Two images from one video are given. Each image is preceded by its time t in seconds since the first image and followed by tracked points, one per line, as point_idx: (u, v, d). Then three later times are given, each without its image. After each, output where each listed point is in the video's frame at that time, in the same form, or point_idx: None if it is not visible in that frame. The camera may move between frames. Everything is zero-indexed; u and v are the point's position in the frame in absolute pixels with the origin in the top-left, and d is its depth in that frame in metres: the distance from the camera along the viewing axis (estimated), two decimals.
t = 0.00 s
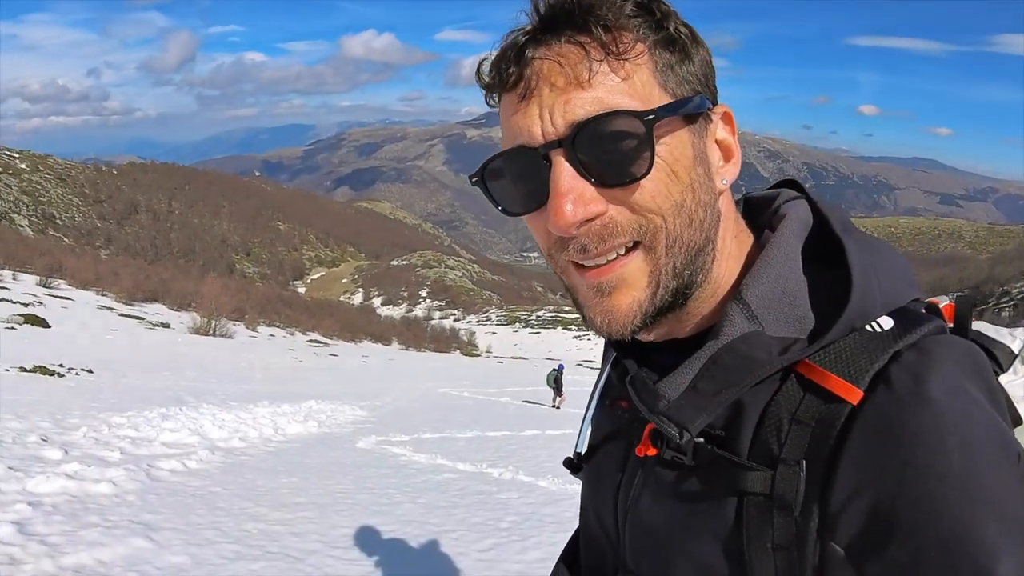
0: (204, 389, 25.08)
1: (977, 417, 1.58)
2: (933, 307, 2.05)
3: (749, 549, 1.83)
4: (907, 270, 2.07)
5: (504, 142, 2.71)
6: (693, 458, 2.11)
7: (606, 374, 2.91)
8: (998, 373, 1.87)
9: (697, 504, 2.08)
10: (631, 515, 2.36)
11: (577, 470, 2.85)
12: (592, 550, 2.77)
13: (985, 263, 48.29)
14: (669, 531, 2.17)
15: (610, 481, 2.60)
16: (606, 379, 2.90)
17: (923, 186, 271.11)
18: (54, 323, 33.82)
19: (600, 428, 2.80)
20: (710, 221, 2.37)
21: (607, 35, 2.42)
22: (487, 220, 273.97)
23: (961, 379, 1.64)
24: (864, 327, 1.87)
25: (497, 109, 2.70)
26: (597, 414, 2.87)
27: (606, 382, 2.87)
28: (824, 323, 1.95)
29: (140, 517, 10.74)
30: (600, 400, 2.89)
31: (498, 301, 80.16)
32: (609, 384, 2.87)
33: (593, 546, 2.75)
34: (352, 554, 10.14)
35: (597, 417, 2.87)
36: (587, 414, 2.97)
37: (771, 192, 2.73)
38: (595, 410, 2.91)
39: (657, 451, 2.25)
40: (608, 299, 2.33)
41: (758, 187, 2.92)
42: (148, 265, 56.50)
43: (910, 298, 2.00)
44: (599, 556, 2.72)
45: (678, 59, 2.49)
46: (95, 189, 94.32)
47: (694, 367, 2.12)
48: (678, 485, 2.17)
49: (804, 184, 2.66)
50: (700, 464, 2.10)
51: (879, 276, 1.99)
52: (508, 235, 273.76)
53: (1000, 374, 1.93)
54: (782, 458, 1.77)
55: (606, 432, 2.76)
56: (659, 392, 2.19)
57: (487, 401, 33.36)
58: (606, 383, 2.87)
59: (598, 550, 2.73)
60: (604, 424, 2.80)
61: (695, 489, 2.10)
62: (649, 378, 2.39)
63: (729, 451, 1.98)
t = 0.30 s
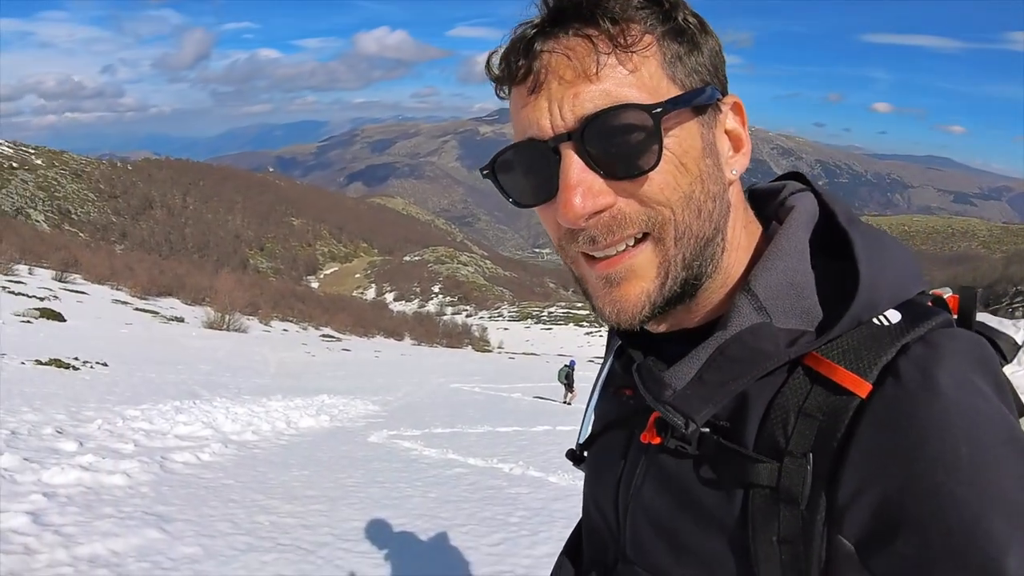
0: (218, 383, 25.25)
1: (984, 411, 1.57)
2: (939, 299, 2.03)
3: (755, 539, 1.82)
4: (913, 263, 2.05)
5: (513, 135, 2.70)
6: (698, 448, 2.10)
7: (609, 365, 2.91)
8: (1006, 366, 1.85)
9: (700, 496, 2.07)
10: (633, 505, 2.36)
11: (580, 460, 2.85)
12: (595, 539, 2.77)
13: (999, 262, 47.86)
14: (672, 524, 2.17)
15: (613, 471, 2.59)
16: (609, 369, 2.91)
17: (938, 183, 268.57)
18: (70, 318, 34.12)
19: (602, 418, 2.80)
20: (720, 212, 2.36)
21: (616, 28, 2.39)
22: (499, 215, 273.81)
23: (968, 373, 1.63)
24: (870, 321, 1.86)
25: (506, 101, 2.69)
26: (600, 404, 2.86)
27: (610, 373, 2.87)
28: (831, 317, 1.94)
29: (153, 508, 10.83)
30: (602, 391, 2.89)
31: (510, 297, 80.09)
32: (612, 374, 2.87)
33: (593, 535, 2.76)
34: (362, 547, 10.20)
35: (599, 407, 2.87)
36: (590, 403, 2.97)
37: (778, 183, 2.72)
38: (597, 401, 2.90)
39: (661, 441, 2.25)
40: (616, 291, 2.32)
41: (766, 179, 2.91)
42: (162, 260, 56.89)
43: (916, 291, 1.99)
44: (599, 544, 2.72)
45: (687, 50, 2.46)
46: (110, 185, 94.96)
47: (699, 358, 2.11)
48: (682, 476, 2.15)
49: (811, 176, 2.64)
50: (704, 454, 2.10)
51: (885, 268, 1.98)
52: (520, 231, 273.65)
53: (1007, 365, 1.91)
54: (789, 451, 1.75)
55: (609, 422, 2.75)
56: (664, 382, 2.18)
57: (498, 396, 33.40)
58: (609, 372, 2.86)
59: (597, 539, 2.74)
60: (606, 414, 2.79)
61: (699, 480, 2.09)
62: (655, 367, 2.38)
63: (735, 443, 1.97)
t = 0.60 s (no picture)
0: (224, 379, 25.33)
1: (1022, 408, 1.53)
2: (968, 295, 2.01)
3: (777, 535, 1.81)
4: (941, 259, 2.03)
5: (535, 127, 2.67)
6: (719, 443, 2.09)
7: (629, 359, 2.90)
8: None
9: (720, 493, 2.06)
10: (652, 500, 2.36)
11: (598, 454, 2.86)
12: (612, 532, 2.75)
13: (1005, 263, 47.63)
14: (692, 519, 2.16)
15: (630, 464, 2.59)
16: (628, 362, 2.89)
17: (946, 182, 267.62)
18: (77, 314, 34.25)
19: (619, 411, 2.80)
20: (746, 206, 2.33)
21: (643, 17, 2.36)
22: (505, 214, 273.80)
23: (1001, 370, 1.59)
24: (900, 318, 1.84)
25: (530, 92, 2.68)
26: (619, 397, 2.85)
27: (630, 367, 2.86)
28: (859, 313, 1.92)
29: (160, 503, 10.86)
30: (621, 384, 2.88)
31: (516, 296, 80.08)
32: (631, 367, 2.86)
33: (610, 528, 2.75)
34: (368, 542, 10.21)
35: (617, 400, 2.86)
36: (609, 397, 2.96)
37: (803, 175, 2.69)
38: (616, 395, 2.90)
39: (683, 434, 2.24)
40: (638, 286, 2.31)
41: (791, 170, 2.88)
42: (169, 257, 57.03)
43: (943, 287, 1.98)
44: (615, 536, 2.72)
45: (714, 37, 2.41)
46: (118, 182, 95.32)
47: (723, 352, 2.09)
48: (700, 471, 2.15)
49: (837, 168, 2.62)
50: (726, 447, 2.08)
51: (914, 262, 1.96)
52: (526, 229, 273.55)
53: None
54: (815, 447, 1.73)
55: (625, 414, 2.75)
56: (685, 375, 2.17)
57: (503, 394, 33.43)
58: (629, 366, 2.85)
59: (614, 532, 2.74)
60: (623, 407, 2.79)
61: (720, 474, 2.08)
62: (679, 359, 2.35)
63: (758, 438, 1.95)
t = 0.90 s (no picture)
0: (226, 378, 25.36)
1: None
2: (986, 301, 2.00)
3: (793, 539, 1.80)
4: (960, 262, 2.02)
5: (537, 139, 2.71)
6: (736, 444, 2.09)
7: (641, 358, 2.90)
8: None
9: (736, 496, 2.06)
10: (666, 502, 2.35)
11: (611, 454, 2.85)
12: (622, 533, 2.75)
13: (1007, 264, 47.51)
14: (706, 522, 2.16)
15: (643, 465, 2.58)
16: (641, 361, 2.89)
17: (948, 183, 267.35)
18: (79, 313, 34.28)
19: (632, 409, 2.78)
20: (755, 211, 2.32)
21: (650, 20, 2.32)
22: (506, 214, 273.85)
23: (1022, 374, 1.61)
24: (922, 320, 1.83)
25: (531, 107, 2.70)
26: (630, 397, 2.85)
27: (644, 366, 2.85)
28: (880, 314, 1.92)
29: (162, 501, 10.87)
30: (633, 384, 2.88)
31: (517, 296, 80.10)
32: (644, 366, 2.86)
33: (620, 527, 2.76)
34: (370, 541, 10.20)
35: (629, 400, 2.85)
36: (621, 396, 2.95)
37: (823, 177, 2.66)
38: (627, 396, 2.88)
39: (699, 437, 2.24)
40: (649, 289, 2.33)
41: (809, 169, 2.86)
42: (172, 257, 57.07)
43: (964, 291, 1.98)
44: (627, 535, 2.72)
45: (701, 37, 2.31)
46: (120, 181, 95.42)
47: (739, 353, 2.08)
48: (716, 472, 2.14)
49: (858, 170, 2.61)
50: (744, 450, 2.07)
51: (934, 266, 1.95)
52: (528, 229, 273.58)
53: None
54: (834, 451, 1.72)
55: (638, 413, 2.74)
56: (700, 376, 2.16)
57: (504, 393, 33.44)
58: (643, 367, 2.84)
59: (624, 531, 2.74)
60: (634, 405, 2.78)
61: (737, 478, 2.07)
62: (695, 360, 2.33)
63: (778, 442, 1.93)
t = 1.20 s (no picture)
0: (227, 374, 25.39)
1: None
2: None
3: (834, 539, 1.66)
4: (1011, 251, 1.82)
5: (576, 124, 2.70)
6: (775, 437, 1.87)
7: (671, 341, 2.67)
8: None
9: (774, 491, 1.86)
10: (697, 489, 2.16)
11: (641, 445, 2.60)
12: (646, 524, 2.54)
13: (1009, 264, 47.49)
14: (740, 517, 1.97)
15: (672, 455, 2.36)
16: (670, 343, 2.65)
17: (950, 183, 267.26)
18: (81, 309, 34.31)
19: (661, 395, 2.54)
20: (727, 198, 1.97)
21: None
22: (508, 211, 273.88)
23: None
24: (971, 306, 1.64)
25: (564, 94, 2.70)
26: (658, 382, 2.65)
27: (673, 354, 2.61)
28: (930, 297, 1.72)
29: (163, 497, 10.85)
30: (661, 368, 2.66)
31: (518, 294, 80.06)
32: (673, 350, 2.64)
33: (647, 518, 2.53)
34: (372, 538, 10.16)
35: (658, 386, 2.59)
36: (653, 380, 2.69)
37: (865, 156, 2.34)
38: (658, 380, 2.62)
39: (734, 428, 2.01)
40: (655, 262, 2.12)
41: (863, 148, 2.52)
42: (174, 253, 57.11)
43: (1015, 278, 1.77)
44: (655, 530, 2.49)
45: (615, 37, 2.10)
46: (122, 177, 95.47)
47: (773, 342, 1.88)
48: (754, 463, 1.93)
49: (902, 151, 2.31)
50: (782, 442, 1.86)
51: (986, 250, 1.74)
52: (529, 227, 273.64)
53: None
54: (879, 444, 1.58)
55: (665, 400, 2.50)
56: (736, 363, 1.95)
57: (506, 391, 33.43)
58: (674, 351, 2.58)
59: (651, 526, 2.51)
60: (663, 391, 2.52)
61: (771, 474, 1.88)
62: (731, 349, 2.06)
63: (818, 432, 1.76)
